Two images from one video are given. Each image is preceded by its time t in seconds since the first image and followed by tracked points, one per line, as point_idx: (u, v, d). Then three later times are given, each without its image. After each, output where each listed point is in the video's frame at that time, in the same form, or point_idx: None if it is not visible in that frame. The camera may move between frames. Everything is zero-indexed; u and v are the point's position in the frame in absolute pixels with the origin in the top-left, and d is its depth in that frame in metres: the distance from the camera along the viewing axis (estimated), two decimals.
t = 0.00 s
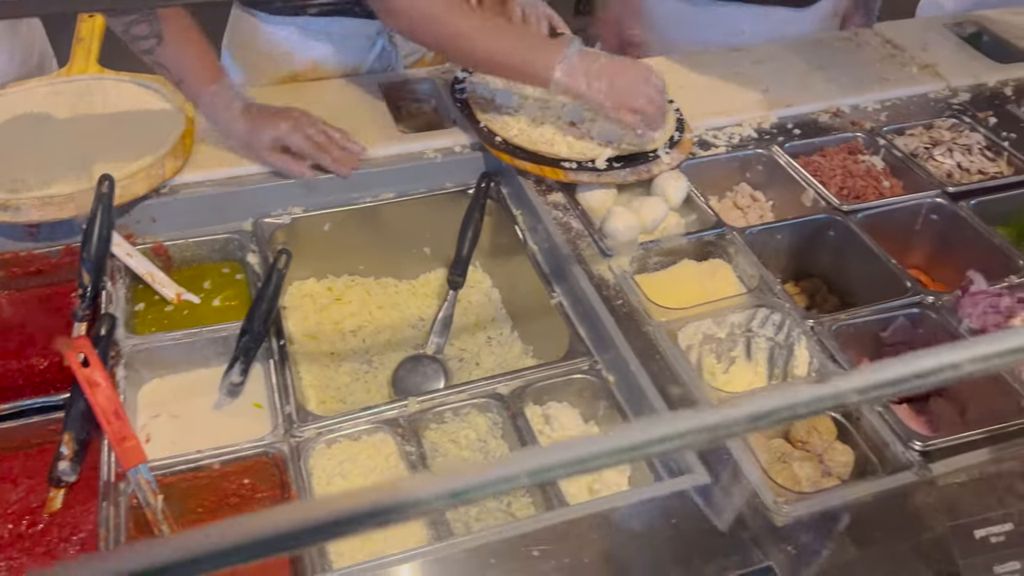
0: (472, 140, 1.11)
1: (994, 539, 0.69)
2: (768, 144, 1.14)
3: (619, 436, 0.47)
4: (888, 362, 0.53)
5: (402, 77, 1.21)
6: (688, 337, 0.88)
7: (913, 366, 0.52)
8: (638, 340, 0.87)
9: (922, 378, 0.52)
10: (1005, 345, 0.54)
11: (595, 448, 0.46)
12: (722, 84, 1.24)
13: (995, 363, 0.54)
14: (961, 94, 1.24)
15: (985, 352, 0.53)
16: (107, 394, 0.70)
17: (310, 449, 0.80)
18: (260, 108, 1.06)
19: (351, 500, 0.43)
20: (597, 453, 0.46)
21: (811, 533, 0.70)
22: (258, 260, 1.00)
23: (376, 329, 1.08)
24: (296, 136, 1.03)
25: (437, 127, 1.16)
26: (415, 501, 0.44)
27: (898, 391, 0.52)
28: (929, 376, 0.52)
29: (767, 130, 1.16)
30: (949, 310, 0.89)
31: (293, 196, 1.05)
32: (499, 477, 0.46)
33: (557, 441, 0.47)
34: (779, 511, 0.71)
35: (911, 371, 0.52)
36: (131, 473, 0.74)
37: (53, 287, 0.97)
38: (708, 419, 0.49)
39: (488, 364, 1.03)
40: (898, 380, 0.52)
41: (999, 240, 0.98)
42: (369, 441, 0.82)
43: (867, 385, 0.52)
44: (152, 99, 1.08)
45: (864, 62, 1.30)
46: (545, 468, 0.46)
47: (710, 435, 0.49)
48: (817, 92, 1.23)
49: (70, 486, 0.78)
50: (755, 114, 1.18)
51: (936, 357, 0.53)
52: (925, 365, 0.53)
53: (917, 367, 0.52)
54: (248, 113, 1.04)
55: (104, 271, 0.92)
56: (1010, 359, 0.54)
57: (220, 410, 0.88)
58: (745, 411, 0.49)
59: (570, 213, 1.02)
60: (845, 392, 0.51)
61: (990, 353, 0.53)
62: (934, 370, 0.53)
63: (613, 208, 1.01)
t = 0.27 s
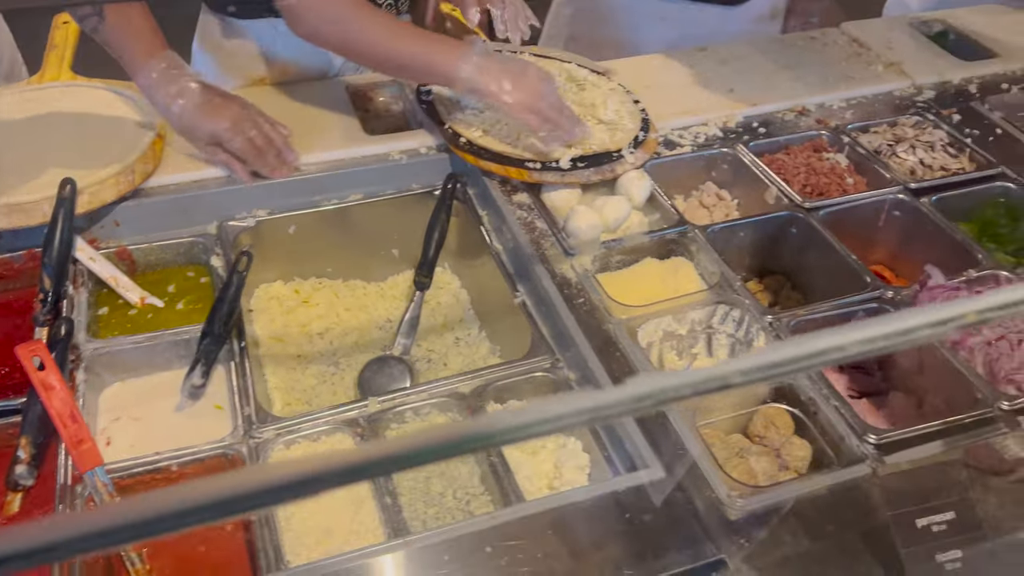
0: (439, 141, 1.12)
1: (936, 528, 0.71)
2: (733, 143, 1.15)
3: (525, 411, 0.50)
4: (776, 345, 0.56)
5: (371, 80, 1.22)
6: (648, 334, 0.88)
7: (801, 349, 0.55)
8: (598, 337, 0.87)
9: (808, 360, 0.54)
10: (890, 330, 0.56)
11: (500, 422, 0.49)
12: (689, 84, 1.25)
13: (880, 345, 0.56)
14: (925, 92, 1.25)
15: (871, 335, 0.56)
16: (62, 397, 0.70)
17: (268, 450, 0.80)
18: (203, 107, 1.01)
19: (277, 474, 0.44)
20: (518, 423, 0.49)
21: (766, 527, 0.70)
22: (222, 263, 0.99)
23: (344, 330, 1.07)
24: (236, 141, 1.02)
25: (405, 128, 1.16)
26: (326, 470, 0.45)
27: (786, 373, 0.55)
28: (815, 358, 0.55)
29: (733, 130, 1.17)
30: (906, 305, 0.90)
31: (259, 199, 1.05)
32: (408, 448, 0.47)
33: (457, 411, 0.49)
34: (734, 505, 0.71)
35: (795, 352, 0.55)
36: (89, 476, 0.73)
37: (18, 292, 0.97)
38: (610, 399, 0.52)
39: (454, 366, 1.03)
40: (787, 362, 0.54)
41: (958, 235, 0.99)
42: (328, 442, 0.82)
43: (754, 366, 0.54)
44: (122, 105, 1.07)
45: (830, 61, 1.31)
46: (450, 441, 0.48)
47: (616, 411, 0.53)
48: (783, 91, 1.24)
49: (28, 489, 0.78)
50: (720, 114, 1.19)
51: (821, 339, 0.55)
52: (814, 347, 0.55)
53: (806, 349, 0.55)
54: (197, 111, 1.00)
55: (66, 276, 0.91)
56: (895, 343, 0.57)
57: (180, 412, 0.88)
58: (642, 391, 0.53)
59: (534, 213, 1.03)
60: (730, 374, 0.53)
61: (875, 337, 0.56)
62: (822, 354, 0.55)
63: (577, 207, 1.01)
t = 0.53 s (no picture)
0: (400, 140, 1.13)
1: (872, 513, 0.72)
2: (694, 141, 1.15)
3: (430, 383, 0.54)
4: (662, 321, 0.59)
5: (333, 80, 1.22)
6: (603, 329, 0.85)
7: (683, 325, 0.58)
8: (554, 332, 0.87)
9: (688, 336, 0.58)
10: (772, 306, 0.59)
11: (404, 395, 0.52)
12: (652, 83, 1.26)
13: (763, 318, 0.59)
14: (886, 89, 1.26)
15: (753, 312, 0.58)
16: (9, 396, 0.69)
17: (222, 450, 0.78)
18: (112, 109, 0.91)
19: (192, 442, 0.49)
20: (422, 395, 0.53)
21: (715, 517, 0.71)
22: (181, 263, 1.00)
23: (307, 332, 1.05)
24: (140, 150, 0.94)
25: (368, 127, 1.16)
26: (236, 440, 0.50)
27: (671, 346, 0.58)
28: (696, 333, 0.58)
29: (694, 127, 1.18)
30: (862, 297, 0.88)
31: (218, 200, 1.05)
32: (316, 420, 0.51)
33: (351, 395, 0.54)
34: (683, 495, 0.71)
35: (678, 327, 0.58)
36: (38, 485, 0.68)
37: None
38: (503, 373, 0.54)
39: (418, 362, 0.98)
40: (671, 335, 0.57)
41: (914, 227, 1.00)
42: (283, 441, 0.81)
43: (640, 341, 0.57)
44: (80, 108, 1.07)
45: (792, 58, 1.32)
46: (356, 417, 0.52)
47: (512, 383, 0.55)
48: (745, 89, 1.25)
49: None
50: (682, 112, 1.20)
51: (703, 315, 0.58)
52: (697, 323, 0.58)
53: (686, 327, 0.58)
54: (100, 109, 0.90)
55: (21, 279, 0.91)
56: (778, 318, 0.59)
57: (135, 413, 0.86)
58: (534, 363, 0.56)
59: (495, 212, 1.03)
60: (617, 346, 0.56)
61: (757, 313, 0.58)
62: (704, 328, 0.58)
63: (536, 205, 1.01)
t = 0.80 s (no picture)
0: (366, 137, 1.13)
1: (816, 497, 0.67)
2: (658, 136, 1.16)
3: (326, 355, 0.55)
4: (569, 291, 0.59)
5: (298, 79, 1.22)
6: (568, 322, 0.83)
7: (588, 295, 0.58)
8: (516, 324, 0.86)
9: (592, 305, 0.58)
10: (672, 277, 0.61)
11: (294, 367, 0.54)
12: (617, 80, 1.26)
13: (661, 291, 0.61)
14: (850, 84, 1.28)
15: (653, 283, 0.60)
16: None
17: (178, 447, 0.78)
18: (46, 113, 0.96)
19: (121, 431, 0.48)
20: (311, 366, 0.54)
21: (667, 506, 0.71)
22: (141, 262, 0.99)
23: (270, 331, 1.01)
24: (74, 155, 0.97)
25: (333, 124, 1.17)
26: (131, 407, 0.52)
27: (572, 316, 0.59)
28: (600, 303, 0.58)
29: (658, 123, 1.19)
30: (818, 290, 0.91)
31: (179, 199, 1.05)
32: (210, 393, 0.52)
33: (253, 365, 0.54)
34: (637, 484, 0.71)
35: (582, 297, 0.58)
36: None
37: None
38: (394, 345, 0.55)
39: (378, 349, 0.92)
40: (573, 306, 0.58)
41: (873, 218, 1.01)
42: (241, 438, 0.81)
43: (544, 309, 0.57)
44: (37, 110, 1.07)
45: (757, 55, 1.33)
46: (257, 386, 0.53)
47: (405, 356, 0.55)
48: (710, 85, 1.25)
49: None
50: (646, 108, 1.20)
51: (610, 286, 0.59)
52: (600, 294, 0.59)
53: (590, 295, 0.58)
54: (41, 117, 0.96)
55: None
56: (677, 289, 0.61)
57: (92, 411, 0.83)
58: (428, 334, 0.56)
59: (457, 207, 1.04)
60: (517, 317, 0.57)
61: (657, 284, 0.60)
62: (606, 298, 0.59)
63: (498, 198, 1.02)
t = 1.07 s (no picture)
0: (342, 136, 1.13)
1: (789, 490, 0.67)
2: (637, 134, 1.16)
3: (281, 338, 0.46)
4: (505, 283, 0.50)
5: (275, 79, 1.22)
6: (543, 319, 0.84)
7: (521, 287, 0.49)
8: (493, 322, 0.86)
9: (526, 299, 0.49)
10: (617, 266, 0.52)
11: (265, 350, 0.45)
12: (596, 78, 1.26)
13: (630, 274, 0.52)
14: (828, 81, 1.28)
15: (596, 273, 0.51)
16: None
17: (152, 449, 0.77)
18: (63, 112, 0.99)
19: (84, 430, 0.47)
20: (267, 351, 0.45)
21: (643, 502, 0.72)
22: (117, 263, 0.98)
23: (248, 330, 1.02)
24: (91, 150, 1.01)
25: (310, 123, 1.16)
26: (65, 400, 0.43)
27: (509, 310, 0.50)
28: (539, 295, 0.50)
29: (637, 121, 1.19)
30: (796, 286, 0.91)
31: (155, 199, 1.04)
32: (153, 377, 0.43)
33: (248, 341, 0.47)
34: (613, 480, 0.71)
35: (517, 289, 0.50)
36: None
37: None
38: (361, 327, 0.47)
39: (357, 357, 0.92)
40: (504, 299, 0.49)
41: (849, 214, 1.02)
42: (216, 439, 0.80)
43: (476, 303, 0.49)
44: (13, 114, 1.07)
45: (735, 53, 1.33)
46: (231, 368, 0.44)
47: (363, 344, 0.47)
48: (689, 83, 1.25)
49: None
50: (625, 106, 1.20)
51: (546, 278, 0.50)
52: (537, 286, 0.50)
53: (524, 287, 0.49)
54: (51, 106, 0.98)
55: None
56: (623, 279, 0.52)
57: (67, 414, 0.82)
58: (379, 319, 0.47)
59: (435, 206, 1.04)
60: (457, 309, 0.49)
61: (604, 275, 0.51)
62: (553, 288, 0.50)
63: (476, 196, 1.02)
